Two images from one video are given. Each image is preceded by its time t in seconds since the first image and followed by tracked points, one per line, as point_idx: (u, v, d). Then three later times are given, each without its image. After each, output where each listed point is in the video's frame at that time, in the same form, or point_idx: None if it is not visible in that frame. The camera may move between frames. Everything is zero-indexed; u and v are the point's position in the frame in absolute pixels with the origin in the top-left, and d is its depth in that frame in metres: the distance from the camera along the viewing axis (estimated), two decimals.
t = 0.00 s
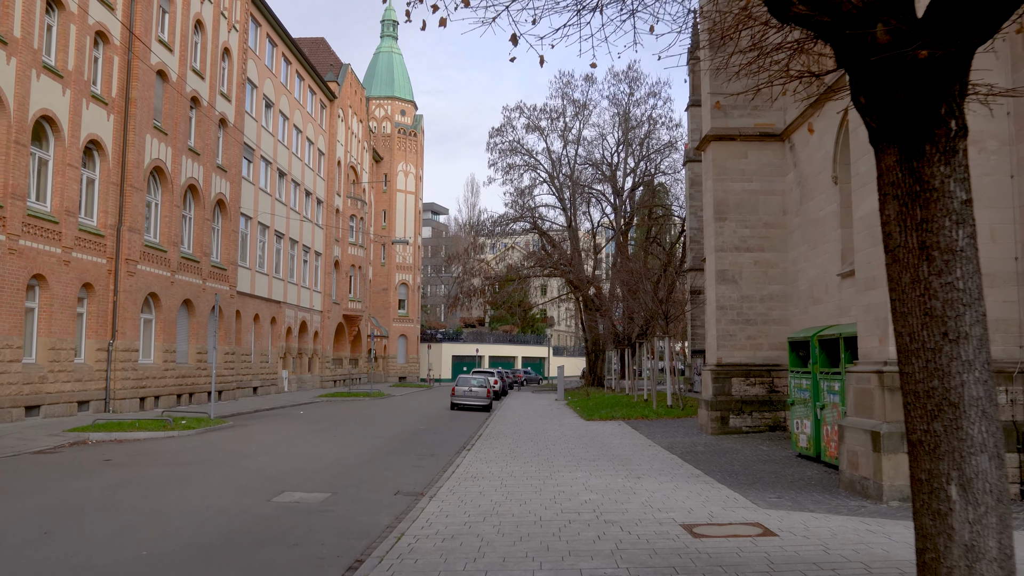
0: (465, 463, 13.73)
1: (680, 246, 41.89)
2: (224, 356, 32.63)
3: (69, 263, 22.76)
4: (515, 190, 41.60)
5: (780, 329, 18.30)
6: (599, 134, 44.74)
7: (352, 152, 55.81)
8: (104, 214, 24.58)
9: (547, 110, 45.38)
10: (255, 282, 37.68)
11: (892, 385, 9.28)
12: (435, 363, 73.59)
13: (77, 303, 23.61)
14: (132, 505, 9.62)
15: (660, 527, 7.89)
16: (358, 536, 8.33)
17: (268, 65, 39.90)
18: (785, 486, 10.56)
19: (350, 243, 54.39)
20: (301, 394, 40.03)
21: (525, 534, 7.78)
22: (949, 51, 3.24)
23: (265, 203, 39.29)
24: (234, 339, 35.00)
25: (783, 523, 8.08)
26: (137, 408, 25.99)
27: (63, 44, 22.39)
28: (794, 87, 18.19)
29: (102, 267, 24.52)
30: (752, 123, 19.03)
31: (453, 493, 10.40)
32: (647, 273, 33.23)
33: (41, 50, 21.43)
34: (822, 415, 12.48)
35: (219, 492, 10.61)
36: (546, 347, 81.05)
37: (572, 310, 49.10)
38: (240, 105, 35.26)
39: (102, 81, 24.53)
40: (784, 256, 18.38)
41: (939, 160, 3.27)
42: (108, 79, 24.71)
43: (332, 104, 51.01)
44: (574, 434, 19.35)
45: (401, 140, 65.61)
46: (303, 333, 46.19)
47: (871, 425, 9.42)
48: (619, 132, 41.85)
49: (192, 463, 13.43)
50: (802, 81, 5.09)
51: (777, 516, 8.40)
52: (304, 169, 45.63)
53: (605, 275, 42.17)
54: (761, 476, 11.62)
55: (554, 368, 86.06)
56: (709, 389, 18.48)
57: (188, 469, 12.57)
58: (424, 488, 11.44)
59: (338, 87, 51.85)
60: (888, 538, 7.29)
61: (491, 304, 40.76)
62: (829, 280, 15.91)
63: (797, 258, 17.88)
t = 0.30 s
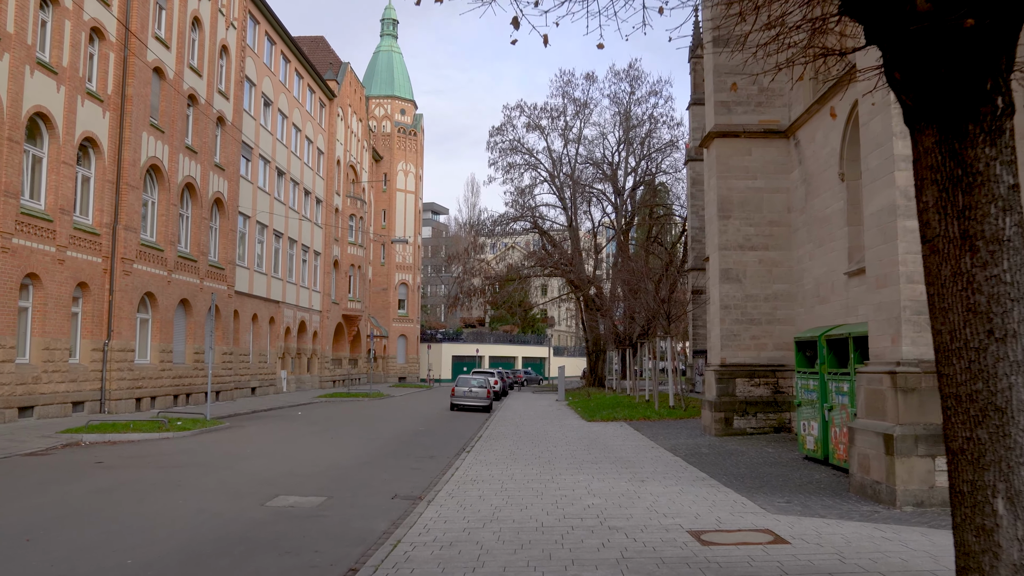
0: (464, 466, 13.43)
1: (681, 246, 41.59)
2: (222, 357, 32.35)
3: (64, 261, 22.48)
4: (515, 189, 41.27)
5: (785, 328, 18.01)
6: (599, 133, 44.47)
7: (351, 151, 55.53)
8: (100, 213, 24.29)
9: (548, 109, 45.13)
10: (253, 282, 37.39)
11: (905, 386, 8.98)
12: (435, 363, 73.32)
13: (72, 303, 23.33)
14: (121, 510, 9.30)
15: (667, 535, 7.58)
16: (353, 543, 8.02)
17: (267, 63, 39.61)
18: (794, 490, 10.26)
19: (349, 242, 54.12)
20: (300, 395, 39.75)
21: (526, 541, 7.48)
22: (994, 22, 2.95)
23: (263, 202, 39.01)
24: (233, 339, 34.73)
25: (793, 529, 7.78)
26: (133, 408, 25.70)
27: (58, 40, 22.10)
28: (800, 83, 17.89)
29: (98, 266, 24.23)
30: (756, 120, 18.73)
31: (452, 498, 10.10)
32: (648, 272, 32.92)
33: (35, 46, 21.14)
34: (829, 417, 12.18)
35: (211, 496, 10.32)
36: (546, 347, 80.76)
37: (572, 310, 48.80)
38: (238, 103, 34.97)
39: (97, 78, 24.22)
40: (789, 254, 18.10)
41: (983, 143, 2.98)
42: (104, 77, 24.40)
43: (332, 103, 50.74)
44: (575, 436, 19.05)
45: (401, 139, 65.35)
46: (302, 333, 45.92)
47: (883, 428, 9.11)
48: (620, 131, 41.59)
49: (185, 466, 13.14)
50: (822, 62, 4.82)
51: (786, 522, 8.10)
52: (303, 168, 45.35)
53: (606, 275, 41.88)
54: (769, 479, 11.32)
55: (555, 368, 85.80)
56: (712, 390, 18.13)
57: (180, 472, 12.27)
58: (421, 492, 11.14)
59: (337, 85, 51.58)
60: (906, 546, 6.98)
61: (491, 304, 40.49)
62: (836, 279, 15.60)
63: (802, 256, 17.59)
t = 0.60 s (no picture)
0: (462, 468, 13.12)
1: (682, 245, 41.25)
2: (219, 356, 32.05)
3: (57, 260, 22.17)
4: (515, 188, 40.91)
5: (789, 327, 17.70)
6: (600, 132, 44.18)
7: (351, 150, 55.21)
8: (94, 210, 24.00)
9: (548, 107, 44.83)
10: (251, 281, 37.08)
11: (917, 385, 8.66)
12: (435, 363, 73.01)
13: (66, 301, 23.04)
14: (106, 514, 9.00)
15: (671, 541, 7.27)
16: (343, 549, 7.71)
17: (264, 61, 39.28)
18: (800, 493, 9.96)
19: (348, 241, 53.79)
20: (298, 395, 39.42)
21: (524, 547, 7.18)
22: None
23: (261, 200, 38.69)
24: (230, 339, 34.42)
25: (802, 535, 7.48)
26: (129, 408, 25.40)
27: (51, 35, 21.81)
28: (805, 77, 17.59)
29: (92, 264, 23.93)
30: (759, 115, 18.42)
31: (448, 501, 9.79)
32: (649, 271, 32.60)
33: (27, 41, 20.84)
34: (836, 417, 11.87)
35: (199, 499, 10.02)
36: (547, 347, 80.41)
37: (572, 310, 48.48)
38: (236, 100, 34.65)
39: (91, 74, 23.95)
40: (793, 252, 17.79)
41: None
42: (98, 72, 24.12)
43: (331, 101, 50.43)
44: (576, 436, 18.75)
45: (401, 138, 65.05)
46: (301, 333, 45.62)
47: (893, 429, 8.81)
48: (621, 129, 41.29)
49: (175, 468, 12.85)
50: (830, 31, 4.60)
51: (794, 527, 7.80)
52: (302, 166, 45.03)
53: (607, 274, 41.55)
54: (775, 481, 11.01)
55: (556, 368, 85.49)
56: (715, 390, 17.85)
57: (170, 474, 11.96)
58: (417, 494, 10.83)
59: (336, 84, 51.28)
60: (920, 553, 6.67)
61: (491, 303, 40.16)
62: (841, 277, 15.29)
63: (806, 254, 17.29)
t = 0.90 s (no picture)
0: (461, 470, 12.83)
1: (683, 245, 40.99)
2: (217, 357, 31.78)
3: (51, 259, 21.89)
4: (515, 187, 40.60)
5: (794, 327, 17.42)
6: (601, 131, 43.92)
7: (350, 149, 54.97)
8: (89, 209, 23.73)
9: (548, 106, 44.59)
10: (249, 280, 36.81)
11: (931, 387, 8.38)
12: (434, 363, 72.72)
13: (60, 301, 22.77)
14: (93, 519, 8.70)
15: (677, 549, 6.96)
16: (337, 557, 7.43)
17: (263, 59, 39.01)
18: (809, 497, 9.67)
19: (348, 241, 53.51)
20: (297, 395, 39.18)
21: (524, 556, 6.89)
22: None
23: (260, 199, 38.41)
24: (228, 339, 34.15)
25: (812, 543, 7.18)
26: (125, 409, 25.09)
27: (46, 32, 21.53)
28: (810, 73, 17.31)
29: (87, 264, 23.64)
30: (763, 112, 18.13)
31: (446, 506, 9.50)
32: (651, 270, 32.35)
33: (21, 37, 20.56)
34: (844, 419, 11.61)
35: (190, 503, 9.73)
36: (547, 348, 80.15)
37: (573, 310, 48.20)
38: (234, 99, 34.40)
39: (87, 71, 23.67)
40: (798, 250, 17.51)
41: None
42: (93, 69, 23.83)
43: (330, 100, 50.20)
44: (577, 438, 18.45)
45: (401, 138, 64.82)
46: (300, 333, 45.36)
47: (906, 432, 8.54)
48: (621, 129, 41.05)
49: (168, 470, 12.56)
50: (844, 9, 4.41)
51: (804, 535, 7.51)
52: (301, 166, 44.82)
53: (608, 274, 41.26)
54: (781, 485, 10.72)
55: (556, 368, 85.27)
56: (718, 391, 17.56)
57: (161, 477, 11.68)
58: (415, 498, 10.54)
59: (335, 82, 51.02)
60: (939, 563, 6.37)
61: (492, 303, 39.86)
62: (848, 276, 15.01)
63: (811, 252, 17.02)
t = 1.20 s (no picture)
0: (460, 473, 12.52)
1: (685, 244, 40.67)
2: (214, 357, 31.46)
3: (46, 257, 21.58)
4: (516, 186, 40.26)
5: (799, 326, 17.12)
6: (602, 129, 43.61)
7: (350, 148, 54.67)
8: (85, 207, 23.43)
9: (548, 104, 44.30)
10: (247, 279, 36.50)
11: (948, 387, 8.07)
12: (434, 363, 72.39)
13: (55, 300, 22.47)
14: (78, 524, 8.40)
15: (685, 557, 6.64)
16: (330, 564, 7.12)
17: (261, 56, 38.70)
18: (819, 501, 9.36)
19: (347, 240, 53.20)
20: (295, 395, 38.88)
21: (526, 564, 6.58)
22: None
23: (258, 197, 38.10)
24: (225, 338, 33.84)
25: (828, 550, 6.86)
26: (121, 409, 24.79)
27: (40, 26, 21.22)
28: (816, 67, 17.01)
29: (82, 262, 23.33)
30: (768, 107, 17.82)
31: (445, 510, 9.20)
32: (652, 270, 32.03)
33: (14, 31, 20.24)
34: (853, 420, 11.30)
35: (180, 507, 9.42)
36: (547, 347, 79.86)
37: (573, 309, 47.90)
38: (232, 96, 34.09)
39: (82, 67, 23.35)
40: (804, 248, 17.21)
41: None
42: (89, 65, 23.52)
43: (329, 98, 49.92)
44: (578, 439, 18.13)
45: (400, 136, 64.54)
46: (298, 333, 45.05)
47: (922, 434, 8.23)
48: (622, 127, 40.77)
49: (160, 472, 12.25)
50: None
51: (817, 542, 7.20)
52: (300, 164, 44.53)
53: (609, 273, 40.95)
54: (789, 489, 10.41)
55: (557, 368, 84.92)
56: (722, 391, 17.25)
57: (153, 479, 11.37)
58: (412, 502, 10.23)
59: (334, 80, 50.69)
60: (962, 572, 6.05)
61: (492, 302, 39.54)
62: (855, 274, 14.71)
63: (817, 250, 16.72)
